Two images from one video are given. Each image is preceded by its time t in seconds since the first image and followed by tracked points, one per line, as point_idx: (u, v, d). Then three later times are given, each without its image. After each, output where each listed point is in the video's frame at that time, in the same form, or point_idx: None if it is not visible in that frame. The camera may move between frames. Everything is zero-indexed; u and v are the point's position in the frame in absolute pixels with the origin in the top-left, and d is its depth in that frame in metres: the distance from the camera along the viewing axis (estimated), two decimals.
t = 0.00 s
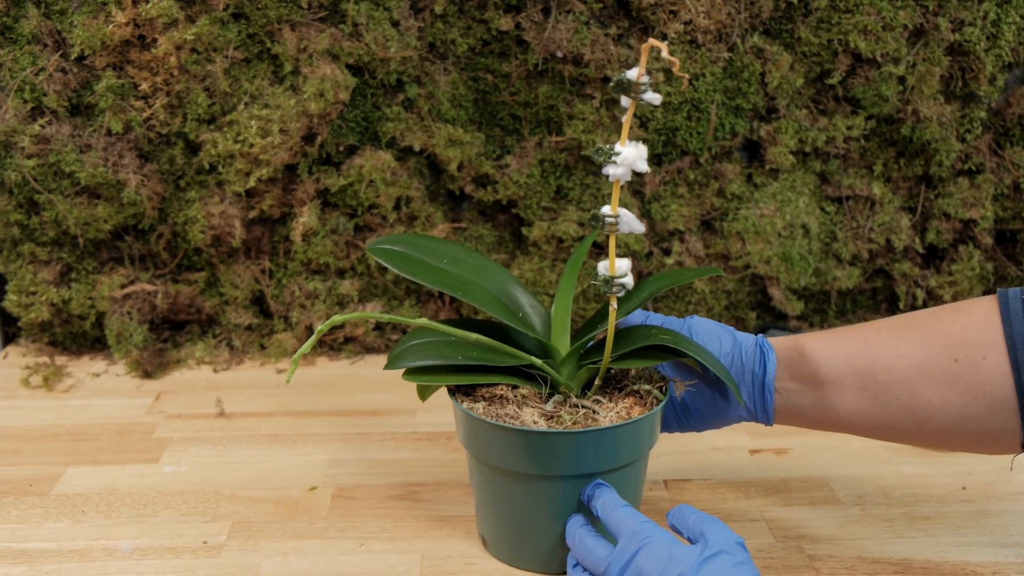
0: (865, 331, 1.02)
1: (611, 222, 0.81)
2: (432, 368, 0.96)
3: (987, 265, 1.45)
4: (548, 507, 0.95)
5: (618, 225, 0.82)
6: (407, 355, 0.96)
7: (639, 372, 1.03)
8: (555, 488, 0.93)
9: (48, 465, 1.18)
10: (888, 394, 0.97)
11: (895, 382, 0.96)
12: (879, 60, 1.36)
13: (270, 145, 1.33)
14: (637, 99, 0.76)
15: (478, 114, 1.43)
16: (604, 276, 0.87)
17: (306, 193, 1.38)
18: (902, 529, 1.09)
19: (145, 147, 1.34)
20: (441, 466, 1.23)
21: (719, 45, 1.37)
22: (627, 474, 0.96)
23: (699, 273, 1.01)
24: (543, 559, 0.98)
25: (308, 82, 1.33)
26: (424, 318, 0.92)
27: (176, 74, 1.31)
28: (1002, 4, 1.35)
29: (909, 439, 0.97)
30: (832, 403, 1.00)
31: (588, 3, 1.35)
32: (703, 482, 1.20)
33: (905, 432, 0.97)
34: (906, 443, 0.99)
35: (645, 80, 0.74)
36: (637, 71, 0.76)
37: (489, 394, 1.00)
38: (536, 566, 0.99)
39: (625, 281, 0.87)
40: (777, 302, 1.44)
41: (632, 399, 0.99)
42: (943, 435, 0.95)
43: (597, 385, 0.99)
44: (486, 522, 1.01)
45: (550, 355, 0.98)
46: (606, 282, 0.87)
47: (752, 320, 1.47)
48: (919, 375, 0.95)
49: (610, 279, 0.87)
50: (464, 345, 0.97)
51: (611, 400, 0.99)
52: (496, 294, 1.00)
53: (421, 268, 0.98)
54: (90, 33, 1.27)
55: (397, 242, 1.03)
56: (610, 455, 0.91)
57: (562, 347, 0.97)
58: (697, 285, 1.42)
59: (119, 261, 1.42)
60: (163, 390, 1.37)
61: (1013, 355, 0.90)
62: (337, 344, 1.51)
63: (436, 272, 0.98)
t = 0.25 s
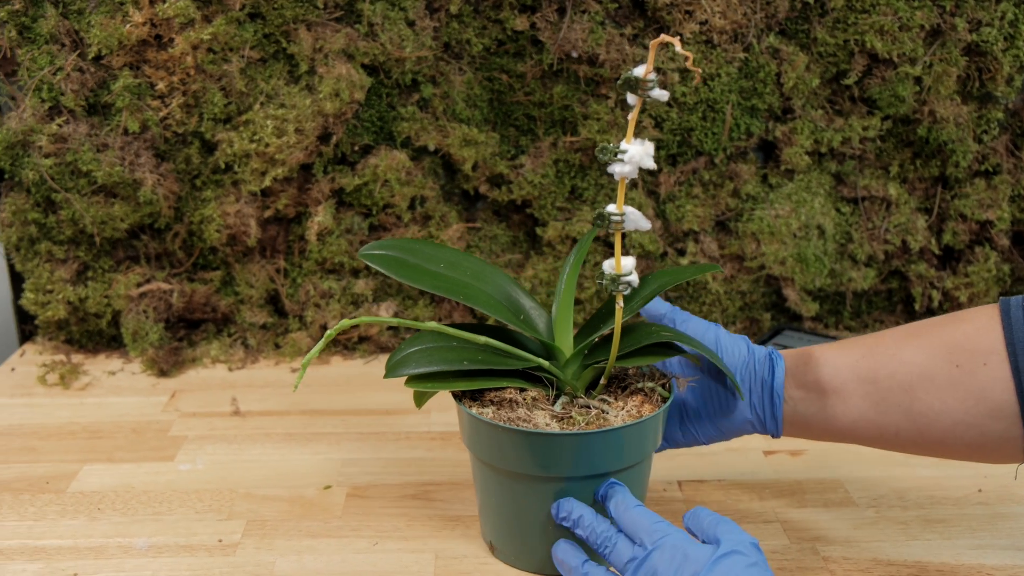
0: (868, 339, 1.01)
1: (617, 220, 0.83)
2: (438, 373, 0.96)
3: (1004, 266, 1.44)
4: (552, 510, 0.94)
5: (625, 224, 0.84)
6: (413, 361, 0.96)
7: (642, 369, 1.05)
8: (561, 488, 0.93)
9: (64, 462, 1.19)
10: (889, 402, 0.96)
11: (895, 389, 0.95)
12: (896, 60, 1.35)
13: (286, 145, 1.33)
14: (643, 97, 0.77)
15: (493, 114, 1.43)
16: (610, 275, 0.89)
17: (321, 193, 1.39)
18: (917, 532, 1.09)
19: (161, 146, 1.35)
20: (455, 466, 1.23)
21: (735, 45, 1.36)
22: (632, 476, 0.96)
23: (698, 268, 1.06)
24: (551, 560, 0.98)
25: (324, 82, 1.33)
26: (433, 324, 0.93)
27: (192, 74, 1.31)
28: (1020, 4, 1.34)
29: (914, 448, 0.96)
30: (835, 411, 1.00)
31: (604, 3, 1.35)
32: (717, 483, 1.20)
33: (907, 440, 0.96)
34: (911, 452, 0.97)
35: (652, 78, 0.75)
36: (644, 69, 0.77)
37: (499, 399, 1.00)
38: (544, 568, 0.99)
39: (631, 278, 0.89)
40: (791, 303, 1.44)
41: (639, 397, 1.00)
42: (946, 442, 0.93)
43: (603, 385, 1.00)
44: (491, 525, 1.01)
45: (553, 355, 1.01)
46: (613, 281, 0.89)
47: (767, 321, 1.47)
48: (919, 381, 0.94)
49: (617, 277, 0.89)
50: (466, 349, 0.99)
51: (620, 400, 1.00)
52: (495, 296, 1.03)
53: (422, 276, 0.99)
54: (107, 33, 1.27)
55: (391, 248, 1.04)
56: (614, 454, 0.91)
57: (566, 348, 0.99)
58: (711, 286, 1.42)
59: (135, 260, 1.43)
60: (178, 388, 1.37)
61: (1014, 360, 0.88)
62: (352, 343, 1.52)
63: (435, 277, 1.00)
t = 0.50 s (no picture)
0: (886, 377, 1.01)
1: (629, 220, 0.83)
2: (447, 376, 0.96)
3: (1018, 268, 1.44)
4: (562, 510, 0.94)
5: (636, 225, 0.84)
6: (422, 365, 0.96)
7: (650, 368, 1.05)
8: (570, 489, 0.93)
9: (78, 460, 1.19)
10: (909, 434, 0.94)
11: (914, 421, 0.94)
12: (910, 61, 1.35)
13: (299, 144, 1.33)
14: (655, 98, 0.77)
15: (506, 114, 1.43)
16: (621, 275, 0.89)
17: (334, 192, 1.39)
18: (930, 534, 1.08)
19: (175, 145, 1.35)
20: (468, 466, 1.23)
21: (748, 45, 1.36)
22: (639, 477, 0.96)
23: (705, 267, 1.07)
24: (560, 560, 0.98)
25: (337, 81, 1.33)
26: (444, 328, 0.93)
27: (207, 73, 1.31)
28: None
29: (935, 484, 0.93)
30: (854, 447, 0.98)
31: (617, 3, 1.35)
32: (730, 484, 1.20)
33: (929, 476, 0.93)
34: (933, 490, 0.94)
35: (663, 78, 0.75)
36: (656, 69, 0.77)
37: (510, 400, 1.00)
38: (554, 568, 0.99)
39: (641, 278, 0.89)
40: (804, 304, 1.44)
41: (648, 396, 1.01)
42: (967, 475, 0.91)
43: (613, 384, 1.01)
44: (500, 525, 1.01)
45: (561, 355, 1.01)
46: (624, 282, 0.89)
47: (779, 322, 1.47)
48: (937, 413, 0.93)
49: (628, 278, 0.89)
50: (477, 349, 0.99)
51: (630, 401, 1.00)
52: (502, 296, 1.04)
53: (431, 276, 1.00)
54: (122, 32, 1.27)
55: (397, 250, 1.04)
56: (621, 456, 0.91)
57: (575, 347, 1.00)
58: (723, 286, 1.42)
59: (148, 258, 1.43)
60: (191, 386, 1.38)
61: None
62: (364, 343, 1.52)
63: (443, 279, 1.00)
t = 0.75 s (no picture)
0: (961, 404, 0.97)
1: (638, 220, 0.83)
2: (454, 376, 0.97)
3: None
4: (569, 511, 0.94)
5: (645, 225, 0.84)
6: (429, 365, 0.96)
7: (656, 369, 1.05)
8: (571, 488, 0.93)
9: (87, 459, 1.20)
10: (998, 470, 0.91)
11: (1003, 457, 0.91)
12: (919, 60, 1.34)
13: (307, 144, 1.33)
14: (667, 98, 0.77)
15: (514, 114, 1.43)
16: (630, 275, 0.89)
17: (342, 192, 1.39)
18: (939, 535, 1.08)
19: (183, 145, 1.35)
20: (475, 465, 1.23)
21: (756, 45, 1.36)
22: (645, 478, 0.95)
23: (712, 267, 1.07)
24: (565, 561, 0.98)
25: (345, 81, 1.33)
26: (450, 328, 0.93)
27: (215, 73, 1.31)
28: None
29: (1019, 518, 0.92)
30: (935, 480, 0.94)
31: (625, 3, 1.35)
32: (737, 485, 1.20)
33: (1018, 512, 0.91)
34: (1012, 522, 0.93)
35: (675, 78, 0.75)
36: (668, 70, 0.77)
37: (517, 399, 1.00)
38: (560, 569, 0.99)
39: (649, 279, 0.89)
40: (812, 304, 1.44)
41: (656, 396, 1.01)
42: None
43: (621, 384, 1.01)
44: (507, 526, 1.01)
45: (568, 355, 1.01)
46: (632, 282, 0.88)
47: (787, 322, 1.46)
48: None
49: (636, 278, 0.89)
50: (484, 349, 0.99)
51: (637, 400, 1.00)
52: (509, 295, 1.04)
53: (438, 276, 1.00)
54: (130, 32, 1.28)
55: (405, 250, 1.04)
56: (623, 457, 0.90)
57: (583, 347, 1.00)
58: (731, 287, 1.42)
59: (157, 258, 1.43)
60: (199, 386, 1.38)
61: None
62: (371, 342, 1.52)
63: (451, 279, 1.00)
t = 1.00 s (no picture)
0: (990, 414, 0.93)
1: (642, 220, 0.83)
2: (459, 376, 0.96)
3: None
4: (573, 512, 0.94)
5: (649, 224, 0.84)
6: (434, 365, 0.96)
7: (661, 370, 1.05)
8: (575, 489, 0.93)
9: (92, 459, 1.20)
10: None
11: None
12: (924, 60, 1.34)
13: (312, 144, 1.33)
14: (670, 97, 0.77)
15: (519, 114, 1.43)
16: (634, 275, 0.89)
17: (347, 191, 1.39)
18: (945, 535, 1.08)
19: (189, 145, 1.35)
20: (480, 466, 1.23)
21: (762, 45, 1.36)
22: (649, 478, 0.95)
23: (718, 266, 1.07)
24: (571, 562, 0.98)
25: (350, 81, 1.33)
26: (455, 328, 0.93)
27: (220, 73, 1.32)
28: None
29: None
30: (963, 495, 0.92)
31: (630, 3, 1.35)
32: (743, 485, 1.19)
33: None
34: None
35: (678, 77, 0.75)
36: (671, 69, 0.77)
37: (522, 400, 0.99)
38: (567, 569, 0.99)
39: (654, 278, 0.89)
40: (818, 304, 1.43)
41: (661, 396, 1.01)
42: None
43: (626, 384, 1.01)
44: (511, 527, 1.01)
45: (573, 355, 1.01)
46: (637, 281, 0.88)
47: (792, 322, 1.46)
48: None
49: (641, 277, 0.88)
50: (489, 350, 0.99)
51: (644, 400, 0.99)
52: (514, 295, 1.03)
53: (443, 276, 1.00)
54: (136, 32, 1.28)
55: (410, 250, 1.04)
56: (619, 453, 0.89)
57: (588, 347, 1.00)
58: (736, 287, 1.42)
59: (162, 258, 1.44)
60: (204, 386, 1.38)
61: None
62: (376, 342, 1.52)
63: (456, 279, 1.00)
